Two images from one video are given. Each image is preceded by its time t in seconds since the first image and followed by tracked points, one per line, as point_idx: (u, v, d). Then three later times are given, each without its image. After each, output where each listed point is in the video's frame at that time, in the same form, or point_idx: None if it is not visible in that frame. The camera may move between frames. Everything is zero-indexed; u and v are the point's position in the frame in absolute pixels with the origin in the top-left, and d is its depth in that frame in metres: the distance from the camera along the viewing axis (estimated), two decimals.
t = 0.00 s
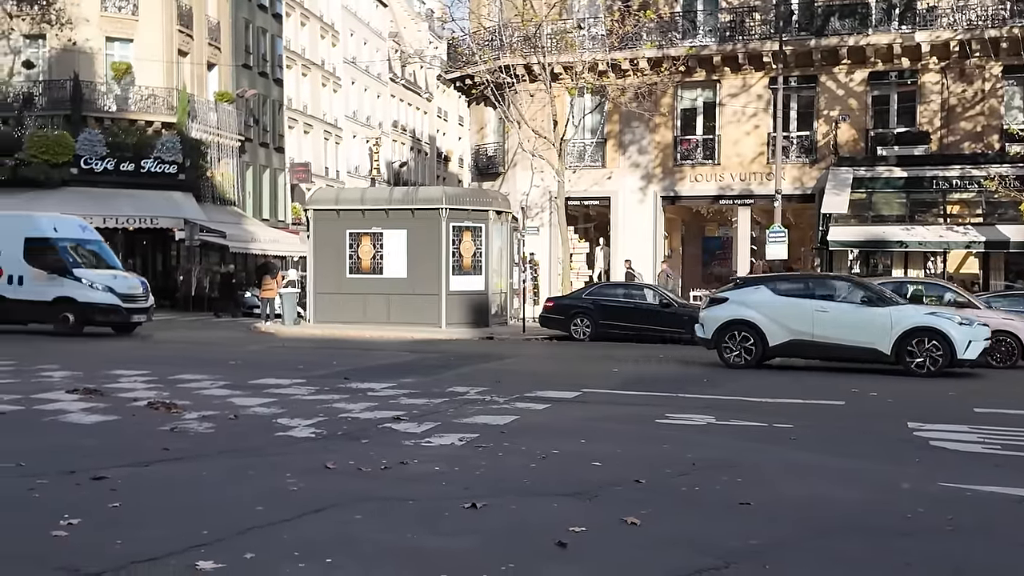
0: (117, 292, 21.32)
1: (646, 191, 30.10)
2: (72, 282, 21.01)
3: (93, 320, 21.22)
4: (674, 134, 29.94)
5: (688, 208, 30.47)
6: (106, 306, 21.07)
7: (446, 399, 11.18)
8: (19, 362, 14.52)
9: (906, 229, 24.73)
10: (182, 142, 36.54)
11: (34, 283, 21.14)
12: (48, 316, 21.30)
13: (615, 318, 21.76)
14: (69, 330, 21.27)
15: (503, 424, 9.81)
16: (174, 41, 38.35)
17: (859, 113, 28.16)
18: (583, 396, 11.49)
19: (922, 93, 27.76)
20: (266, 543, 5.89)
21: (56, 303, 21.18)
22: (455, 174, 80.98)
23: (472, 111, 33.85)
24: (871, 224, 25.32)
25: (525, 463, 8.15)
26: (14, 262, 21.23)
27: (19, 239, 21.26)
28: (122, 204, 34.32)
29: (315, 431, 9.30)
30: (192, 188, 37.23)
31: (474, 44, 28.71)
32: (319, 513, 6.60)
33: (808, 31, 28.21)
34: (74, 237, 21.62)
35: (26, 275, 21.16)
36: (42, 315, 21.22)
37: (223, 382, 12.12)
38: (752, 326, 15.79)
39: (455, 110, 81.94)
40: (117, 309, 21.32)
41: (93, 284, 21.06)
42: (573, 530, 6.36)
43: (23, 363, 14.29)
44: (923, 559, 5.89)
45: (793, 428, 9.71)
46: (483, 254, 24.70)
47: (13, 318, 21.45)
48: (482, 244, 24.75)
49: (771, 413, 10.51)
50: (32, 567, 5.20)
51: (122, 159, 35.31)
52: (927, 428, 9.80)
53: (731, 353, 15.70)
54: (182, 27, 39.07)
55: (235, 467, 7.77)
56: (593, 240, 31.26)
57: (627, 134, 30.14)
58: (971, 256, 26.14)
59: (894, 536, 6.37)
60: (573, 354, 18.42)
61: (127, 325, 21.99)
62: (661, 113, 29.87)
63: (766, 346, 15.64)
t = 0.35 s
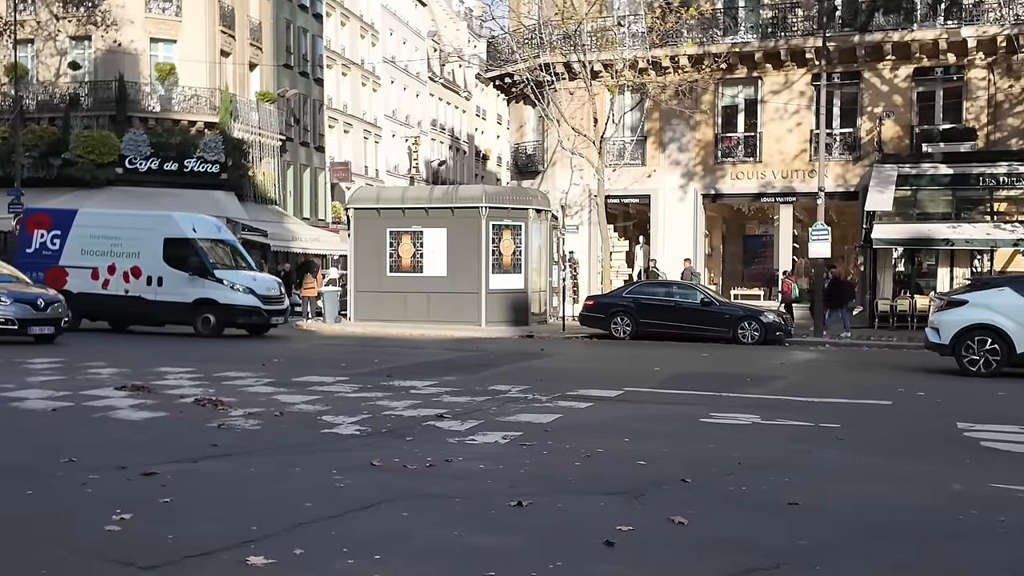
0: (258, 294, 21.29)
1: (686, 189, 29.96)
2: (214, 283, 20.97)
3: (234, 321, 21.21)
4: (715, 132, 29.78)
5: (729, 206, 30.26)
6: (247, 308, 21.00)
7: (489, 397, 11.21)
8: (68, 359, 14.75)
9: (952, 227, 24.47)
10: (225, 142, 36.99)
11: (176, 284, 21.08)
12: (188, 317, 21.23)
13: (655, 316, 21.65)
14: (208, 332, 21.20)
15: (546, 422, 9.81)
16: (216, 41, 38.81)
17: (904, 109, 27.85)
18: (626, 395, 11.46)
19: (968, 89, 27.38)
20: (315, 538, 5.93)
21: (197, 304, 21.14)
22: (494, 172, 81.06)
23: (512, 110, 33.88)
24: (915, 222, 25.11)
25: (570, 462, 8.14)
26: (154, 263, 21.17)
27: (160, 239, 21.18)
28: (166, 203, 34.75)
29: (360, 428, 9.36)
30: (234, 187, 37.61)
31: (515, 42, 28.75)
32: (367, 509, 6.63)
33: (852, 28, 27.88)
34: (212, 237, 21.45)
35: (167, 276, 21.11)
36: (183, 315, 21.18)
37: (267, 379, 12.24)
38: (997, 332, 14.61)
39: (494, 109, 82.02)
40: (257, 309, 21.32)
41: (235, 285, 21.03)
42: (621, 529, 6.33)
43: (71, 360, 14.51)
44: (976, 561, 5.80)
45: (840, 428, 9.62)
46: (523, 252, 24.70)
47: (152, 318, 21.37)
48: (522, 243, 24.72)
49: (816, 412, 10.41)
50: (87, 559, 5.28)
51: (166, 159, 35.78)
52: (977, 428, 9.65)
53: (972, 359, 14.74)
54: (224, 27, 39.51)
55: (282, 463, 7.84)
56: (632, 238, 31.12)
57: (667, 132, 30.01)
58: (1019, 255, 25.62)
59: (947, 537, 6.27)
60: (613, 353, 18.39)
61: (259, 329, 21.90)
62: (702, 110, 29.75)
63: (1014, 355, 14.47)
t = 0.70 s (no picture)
0: (400, 295, 20.48)
1: (729, 186, 29.77)
2: (356, 284, 20.22)
3: (375, 325, 20.33)
4: (758, 128, 29.55)
5: (772, 203, 29.99)
6: (389, 309, 20.18)
7: (531, 395, 11.21)
8: (117, 356, 14.96)
9: (1001, 224, 23.90)
10: (267, 141, 37.28)
11: (315, 285, 20.40)
12: (329, 319, 20.45)
13: (697, 314, 21.53)
14: (349, 334, 20.38)
15: (590, 420, 9.79)
16: (259, 41, 39.20)
17: (950, 105, 27.49)
18: (669, 393, 11.41)
19: (1017, 83, 26.94)
20: (364, 535, 5.94)
21: (337, 305, 20.37)
22: (533, 170, 81.04)
23: (552, 107, 33.89)
24: (963, 219, 24.67)
25: (614, 461, 8.10)
26: (293, 262, 20.57)
27: (298, 239, 20.59)
28: (210, 202, 35.12)
29: (404, 425, 9.39)
30: (276, 186, 37.90)
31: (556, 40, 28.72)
32: (414, 507, 6.65)
33: (898, 22, 27.60)
34: (351, 239, 20.85)
35: (306, 276, 20.46)
36: (323, 316, 20.39)
37: (311, 377, 12.32)
38: None
39: (534, 106, 82.00)
40: (399, 312, 20.42)
41: (377, 286, 20.22)
42: (669, 529, 6.28)
43: (120, 357, 14.73)
44: None
45: (889, 428, 9.50)
46: (564, 249, 24.71)
47: (287, 320, 20.64)
48: (562, 240, 24.71)
49: (863, 412, 10.29)
50: (140, 554, 5.33)
51: (210, 158, 36.20)
52: None
53: None
54: (267, 27, 39.87)
55: (328, 460, 7.88)
56: (673, 236, 30.92)
57: (709, 129, 29.85)
58: None
59: (1002, 539, 6.15)
60: (655, 351, 18.32)
61: (394, 332, 21.02)
62: (745, 107, 29.50)
63: None
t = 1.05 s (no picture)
0: (535, 296, 19.70)
1: (771, 183, 29.49)
2: (491, 283, 19.46)
3: (511, 326, 19.60)
4: (801, 125, 29.26)
5: (815, 201, 29.71)
6: (526, 309, 19.40)
7: (572, 394, 11.18)
8: (162, 353, 15.15)
9: None
10: (309, 139, 37.64)
11: (448, 285, 19.69)
12: (461, 321, 19.77)
13: (739, 312, 21.37)
14: (483, 336, 19.67)
15: (631, 420, 9.74)
16: (301, 41, 39.49)
17: (999, 100, 27.01)
18: (712, 393, 11.32)
19: None
20: (406, 534, 5.95)
21: (470, 306, 19.67)
22: (573, 168, 80.87)
23: (592, 105, 33.81)
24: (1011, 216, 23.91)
25: (657, 461, 8.05)
26: (423, 262, 19.86)
27: (428, 237, 19.87)
28: (252, 202, 35.44)
29: (446, 424, 9.40)
30: (318, 184, 38.32)
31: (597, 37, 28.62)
32: (455, 506, 6.64)
33: (944, 17, 27.08)
34: (483, 237, 20.13)
35: (438, 275, 19.78)
36: (456, 318, 19.74)
37: (354, 376, 12.39)
38: None
39: (574, 104, 81.82)
40: (535, 312, 19.64)
41: (512, 285, 19.48)
42: (712, 530, 6.21)
43: (165, 354, 14.90)
44: None
45: (936, 429, 9.34)
46: (604, 248, 24.70)
47: (418, 322, 20.02)
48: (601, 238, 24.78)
49: (910, 413, 10.13)
50: (186, 550, 5.39)
51: (252, 157, 36.48)
52: None
53: None
54: (308, 27, 40.14)
55: (370, 458, 7.92)
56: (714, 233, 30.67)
57: (751, 126, 29.61)
58: None
59: None
60: (696, 350, 18.20)
61: (525, 334, 20.26)
62: (787, 104, 29.24)
63: None
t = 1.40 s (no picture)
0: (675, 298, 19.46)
1: (812, 180, 29.28)
2: (630, 284, 19.36)
3: (653, 327, 19.49)
4: (844, 121, 28.96)
5: (858, 198, 29.33)
6: (666, 311, 19.08)
7: (611, 392, 11.12)
8: (204, 351, 15.30)
9: None
10: (349, 138, 37.84)
11: (585, 286, 19.70)
12: (601, 322, 19.79)
13: (781, 311, 21.16)
14: (625, 338, 19.48)
15: (671, 418, 9.66)
16: (341, 40, 39.71)
17: None
18: (753, 392, 11.20)
19: None
20: (444, 532, 5.93)
21: (609, 306, 19.67)
22: (612, 166, 80.58)
23: (632, 103, 33.67)
24: None
25: (696, 460, 7.96)
26: (557, 262, 19.95)
27: (561, 237, 19.95)
28: (292, 199, 35.71)
29: (484, 422, 9.38)
30: (358, 183, 38.58)
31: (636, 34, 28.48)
32: (494, 504, 6.62)
33: (991, 11, 26.65)
34: (619, 237, 20.10)
35: (574, 275, 19.84)
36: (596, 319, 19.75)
37: (392, 374, 12.42)
38: None
39: (613, 102, 81.55)
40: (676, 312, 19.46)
41: (651, 285, 19.41)
42: (753, 531, 6.13)
43: (207, 352, 15.06)
44: None
45: (982, 429, 9.17)
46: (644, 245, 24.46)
47: (555, 322, 20.08)
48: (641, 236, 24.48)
49: (956, 412, 9.94)
50: (226, 547, 5.41)
51: (292, 155, 36.82)
52: None
53: None
54: (348, 26, 40.35)
55: (408, 456, 7.92)
56: (755, 231, 30.39)
57: (793, 122, 29.34)
58: None
59: None
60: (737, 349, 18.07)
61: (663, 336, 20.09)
62: (830, 100, 28.92)
63: None
